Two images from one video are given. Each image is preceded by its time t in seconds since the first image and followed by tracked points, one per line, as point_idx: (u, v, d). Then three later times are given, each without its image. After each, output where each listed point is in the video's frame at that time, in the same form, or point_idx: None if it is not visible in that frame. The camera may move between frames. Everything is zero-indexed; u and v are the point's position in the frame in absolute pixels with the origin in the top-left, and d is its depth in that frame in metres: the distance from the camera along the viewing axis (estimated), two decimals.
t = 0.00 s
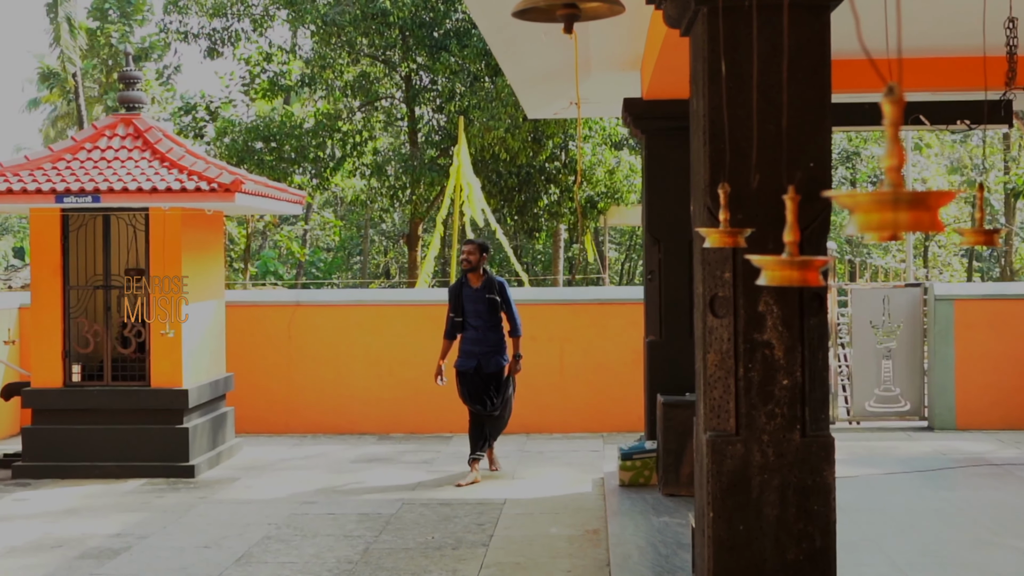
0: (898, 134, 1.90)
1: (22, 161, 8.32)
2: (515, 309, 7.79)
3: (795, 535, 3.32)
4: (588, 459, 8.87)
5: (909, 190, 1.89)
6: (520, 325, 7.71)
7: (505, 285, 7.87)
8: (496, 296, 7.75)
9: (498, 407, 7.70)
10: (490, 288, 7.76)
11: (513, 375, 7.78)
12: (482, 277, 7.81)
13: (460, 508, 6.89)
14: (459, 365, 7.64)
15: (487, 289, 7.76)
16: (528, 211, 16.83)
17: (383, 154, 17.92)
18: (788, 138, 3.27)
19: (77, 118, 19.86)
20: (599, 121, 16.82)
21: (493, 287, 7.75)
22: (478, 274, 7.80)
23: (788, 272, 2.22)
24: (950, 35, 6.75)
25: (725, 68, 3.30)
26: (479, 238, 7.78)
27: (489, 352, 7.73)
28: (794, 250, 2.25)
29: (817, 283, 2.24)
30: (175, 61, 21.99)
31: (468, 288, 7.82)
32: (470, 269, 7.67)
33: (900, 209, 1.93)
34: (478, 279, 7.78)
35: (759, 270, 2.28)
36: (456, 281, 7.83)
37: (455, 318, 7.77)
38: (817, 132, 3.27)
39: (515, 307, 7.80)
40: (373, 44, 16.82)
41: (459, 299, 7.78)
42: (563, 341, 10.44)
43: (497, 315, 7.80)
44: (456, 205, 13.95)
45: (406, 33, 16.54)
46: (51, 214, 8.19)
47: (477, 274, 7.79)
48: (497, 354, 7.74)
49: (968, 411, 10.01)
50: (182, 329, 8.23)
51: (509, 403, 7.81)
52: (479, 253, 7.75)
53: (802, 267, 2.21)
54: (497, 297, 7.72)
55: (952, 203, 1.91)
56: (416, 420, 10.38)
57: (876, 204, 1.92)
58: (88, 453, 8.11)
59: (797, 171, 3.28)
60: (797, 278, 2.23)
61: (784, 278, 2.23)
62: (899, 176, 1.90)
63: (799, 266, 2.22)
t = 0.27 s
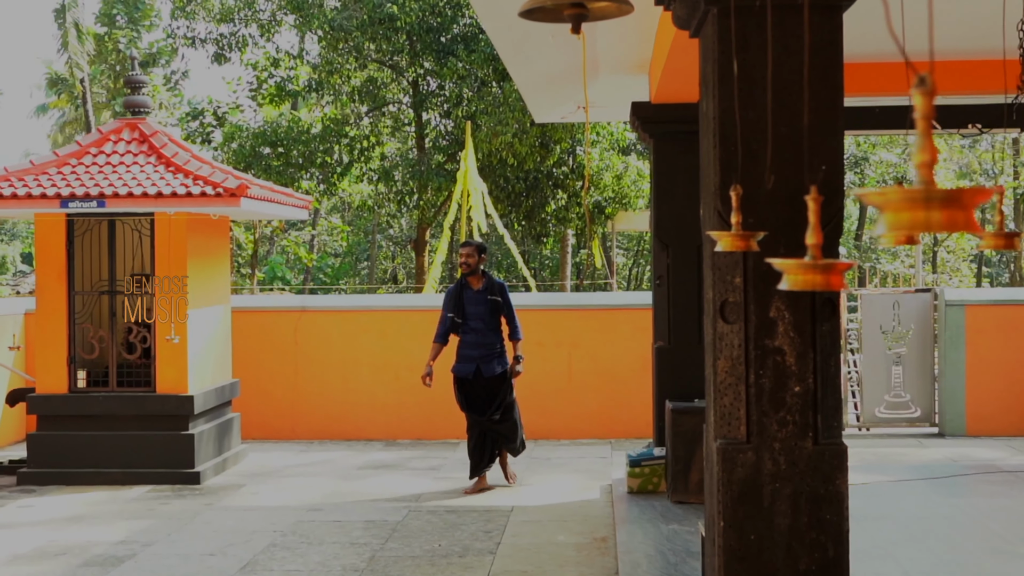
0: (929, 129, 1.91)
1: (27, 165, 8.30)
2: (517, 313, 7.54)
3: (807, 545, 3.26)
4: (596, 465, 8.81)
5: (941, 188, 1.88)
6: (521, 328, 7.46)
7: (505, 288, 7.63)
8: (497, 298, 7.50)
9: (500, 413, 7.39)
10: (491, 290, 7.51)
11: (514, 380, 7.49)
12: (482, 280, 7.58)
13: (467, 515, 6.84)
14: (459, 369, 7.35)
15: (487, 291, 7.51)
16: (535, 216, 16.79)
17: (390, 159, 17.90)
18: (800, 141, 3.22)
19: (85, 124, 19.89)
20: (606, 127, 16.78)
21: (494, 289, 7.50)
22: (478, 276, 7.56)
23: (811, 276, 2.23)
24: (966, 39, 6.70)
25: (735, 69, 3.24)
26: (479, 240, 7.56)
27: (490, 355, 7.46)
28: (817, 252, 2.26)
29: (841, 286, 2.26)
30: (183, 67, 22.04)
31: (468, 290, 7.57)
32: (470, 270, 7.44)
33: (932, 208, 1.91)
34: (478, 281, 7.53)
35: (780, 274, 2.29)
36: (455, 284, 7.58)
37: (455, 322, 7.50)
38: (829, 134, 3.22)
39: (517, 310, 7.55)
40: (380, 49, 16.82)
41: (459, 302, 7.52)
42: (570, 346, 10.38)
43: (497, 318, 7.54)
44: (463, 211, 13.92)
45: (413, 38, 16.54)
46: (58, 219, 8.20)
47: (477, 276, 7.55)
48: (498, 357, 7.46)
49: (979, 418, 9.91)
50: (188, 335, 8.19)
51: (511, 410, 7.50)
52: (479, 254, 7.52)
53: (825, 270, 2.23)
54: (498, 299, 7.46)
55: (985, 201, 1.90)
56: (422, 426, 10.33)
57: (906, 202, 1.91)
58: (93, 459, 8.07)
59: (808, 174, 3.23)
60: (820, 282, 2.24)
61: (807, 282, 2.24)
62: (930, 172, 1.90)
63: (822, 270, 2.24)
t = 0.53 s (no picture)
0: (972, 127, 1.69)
1: (30, 169, 8.28)
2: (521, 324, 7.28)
3: (818, 556, 3.20)
4: (602, 471, 8.74)
5: (984, 189, 1.67)
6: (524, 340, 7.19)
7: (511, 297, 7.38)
8: (500, 307, 7.26)
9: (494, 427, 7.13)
10: (495, 298, 7.27)
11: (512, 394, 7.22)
12: (487, 287, 7.35)
13: (472, 521, 6.78)
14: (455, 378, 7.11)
15: (491, 299, 7.28)
16: (541, 220, 16.72)
17: (395, 162, 17.85)
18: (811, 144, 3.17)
19: (90, 128, 19.87)
20: (611, 130, 16.72)
21: (498, 298, 7.26)
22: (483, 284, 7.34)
23: (835, 282, 2.12)
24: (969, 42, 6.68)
25: (744, 71, 3.19)
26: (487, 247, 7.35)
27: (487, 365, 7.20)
28: (840, 258, 2.14)
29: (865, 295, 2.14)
30: (188, 71, 22.03)
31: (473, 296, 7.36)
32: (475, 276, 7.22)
33: (975, 210, 1.69)
34: (483, 288, 7.30)
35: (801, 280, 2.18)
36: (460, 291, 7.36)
37: (456, 330, 7.28)
38: (841, 137, 3.16)
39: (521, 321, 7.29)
40: (386, 53, 16.79)
41: (461, 309, 7.30)
42: (576, 352, 10.32)
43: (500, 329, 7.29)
44: (469, 215, 13.87)
45: (418, 42, 16.52)
46: (60, 222, 8.16)
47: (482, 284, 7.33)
48: (497, 369, 7.20)
49: (987, 423, 9.82)
50: (191, 339, 8.14)
51: (507, 424, 7.22)
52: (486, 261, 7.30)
53: (850, 276, 2.11)
54: (501, 308, 7.22)
55: None
56: (427, 431, 10.27)
57: (945, 204, 1.70)
58: (95, 464, 8.03)
59: (819, 178, 3.18)
60: (844, 289, 2.12)
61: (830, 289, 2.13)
62: (972, 172, 1.68)
63: (846, 276, 2.12)
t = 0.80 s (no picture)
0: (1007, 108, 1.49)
1: (31, 167, 8.24)
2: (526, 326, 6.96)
3: (828, 559, 3.14)
4: (607, 471, 8.68)
5: None
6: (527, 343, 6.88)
7: (521, 297, 7.07)
8: (505, 307, 6.99)
9: (488, 431, 6.88)
10: (500, 297, 7.02)
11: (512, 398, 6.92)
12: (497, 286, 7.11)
13: (476, 522, 6.72)
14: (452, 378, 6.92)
15: (497, 298, 7.03)
16: (545, 219, 16.67)
17: (399, 161, 17.83)
18: (820, 140, 3.11)
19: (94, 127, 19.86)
20: (616, 129, 16.67)
21: (502, 297, 7.00)
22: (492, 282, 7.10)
23: (850, 277, 2.04)
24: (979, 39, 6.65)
25: (753, 65, 3.13)
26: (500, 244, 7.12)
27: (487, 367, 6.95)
28: (855, 254, 2.07)
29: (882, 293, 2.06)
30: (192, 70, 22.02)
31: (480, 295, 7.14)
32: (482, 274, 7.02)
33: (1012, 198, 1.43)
34: (490, 287, 7.08)
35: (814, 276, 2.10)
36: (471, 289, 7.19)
37: (462, 329, 7.11)
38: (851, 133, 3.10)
39: (526, 322, 6.97)
40: (390, 51, 16.75)
41: (468, 307, 7.13)
42: (581, 351, 10.27)
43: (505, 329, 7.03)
44: (473, 213, 13.82)
45: (423, 40, 16.50)
46: (60, 221, 8.14)
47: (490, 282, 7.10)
48: (498, 371, 6.94)
49: (996, 423, 9.74)
50: (193, 338, 8.09)
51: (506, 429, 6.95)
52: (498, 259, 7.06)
53: (865, 272, 2.04)
54: (503, 308, 6.96)
55: None
56: (431, 430, 10.22)
57: (981, 193, 1.43)
58: (96, 464, 7.99)
59: (829, 174, 3.11)
60: (859, 285, 2.05)
61: (846, 285, 2.05)
62: (1009, 158, 1.46)
63: (861, 272, 2.05)
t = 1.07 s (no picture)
0: None
1: (34, 156, 8.20)
2: (537, 315, 6.76)
3: (839, 554, 3.10)
4: (614, 464, 8.64)
5: None
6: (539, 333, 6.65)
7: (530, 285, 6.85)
8: (513, 297, 6.78)
9: (500, 425, 6.75)
10: (507, 287, 6.80)
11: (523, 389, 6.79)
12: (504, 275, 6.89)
13: (481, 514, 6.69)
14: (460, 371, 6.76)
15: (504, 288, 6.81)
16: (551, 211, 16.59)
17: (405, 152, 17.76)
18: (832, 126, 3.04)
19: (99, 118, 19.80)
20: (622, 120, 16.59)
21: (510, 287, 6.79)
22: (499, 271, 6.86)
23: (865, 261, 2.14)
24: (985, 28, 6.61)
25: (762, 50, 3.07)
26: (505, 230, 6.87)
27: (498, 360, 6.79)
28: (869, 238, 2.17)
29: (895, 277, 2.15)
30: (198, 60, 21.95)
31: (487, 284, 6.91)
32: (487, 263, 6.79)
33: None
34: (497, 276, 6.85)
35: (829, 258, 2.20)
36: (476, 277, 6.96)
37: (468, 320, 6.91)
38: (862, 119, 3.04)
39: (537, 312, 6.76)
40: (395, 42, 16.68)
41: (474, 297, 6.90)
42: (587, 343, 10.21)
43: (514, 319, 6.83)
44: (479, 205, 13.75)
45: (429, 31, 16.43)
46: (65, 210, 8.07)
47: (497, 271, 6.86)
48: (508, 363, 6.79)
49: (1005, 416, 9.67)
50: (197, 329, 8.07)
51: (519, 421, 6.83)
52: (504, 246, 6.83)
53: (880, 256, 2.13)
54: (512, 299, 6.74)
55: None
56: (436, 422, 10.18)
57: None
58: (101, 455, 7.96)
59: (841, 161, 3.05)
60: (872, 269, 2.15)
61: (860, 269, 2.15)
62: None
63: (874, 257, 2.15)
